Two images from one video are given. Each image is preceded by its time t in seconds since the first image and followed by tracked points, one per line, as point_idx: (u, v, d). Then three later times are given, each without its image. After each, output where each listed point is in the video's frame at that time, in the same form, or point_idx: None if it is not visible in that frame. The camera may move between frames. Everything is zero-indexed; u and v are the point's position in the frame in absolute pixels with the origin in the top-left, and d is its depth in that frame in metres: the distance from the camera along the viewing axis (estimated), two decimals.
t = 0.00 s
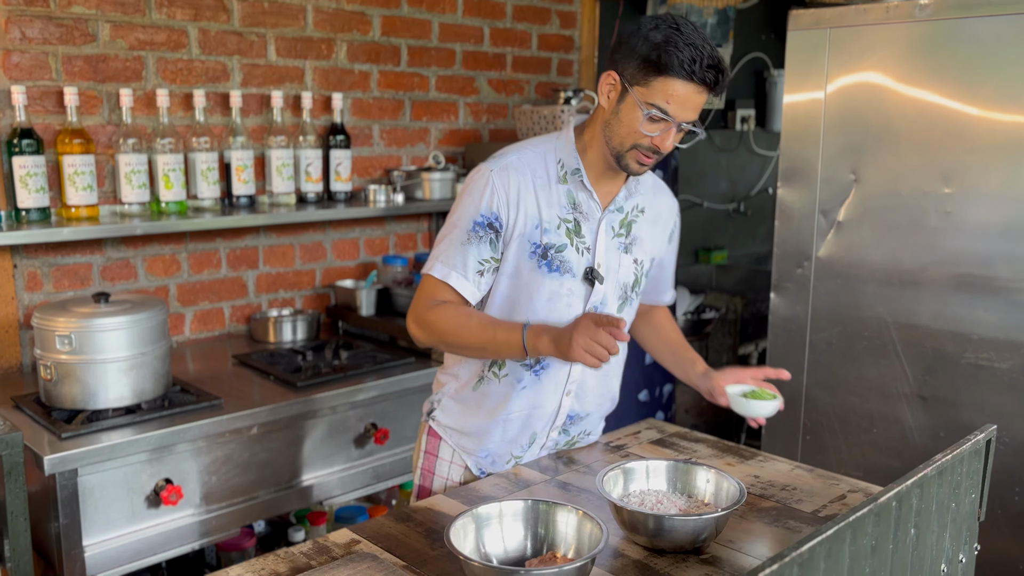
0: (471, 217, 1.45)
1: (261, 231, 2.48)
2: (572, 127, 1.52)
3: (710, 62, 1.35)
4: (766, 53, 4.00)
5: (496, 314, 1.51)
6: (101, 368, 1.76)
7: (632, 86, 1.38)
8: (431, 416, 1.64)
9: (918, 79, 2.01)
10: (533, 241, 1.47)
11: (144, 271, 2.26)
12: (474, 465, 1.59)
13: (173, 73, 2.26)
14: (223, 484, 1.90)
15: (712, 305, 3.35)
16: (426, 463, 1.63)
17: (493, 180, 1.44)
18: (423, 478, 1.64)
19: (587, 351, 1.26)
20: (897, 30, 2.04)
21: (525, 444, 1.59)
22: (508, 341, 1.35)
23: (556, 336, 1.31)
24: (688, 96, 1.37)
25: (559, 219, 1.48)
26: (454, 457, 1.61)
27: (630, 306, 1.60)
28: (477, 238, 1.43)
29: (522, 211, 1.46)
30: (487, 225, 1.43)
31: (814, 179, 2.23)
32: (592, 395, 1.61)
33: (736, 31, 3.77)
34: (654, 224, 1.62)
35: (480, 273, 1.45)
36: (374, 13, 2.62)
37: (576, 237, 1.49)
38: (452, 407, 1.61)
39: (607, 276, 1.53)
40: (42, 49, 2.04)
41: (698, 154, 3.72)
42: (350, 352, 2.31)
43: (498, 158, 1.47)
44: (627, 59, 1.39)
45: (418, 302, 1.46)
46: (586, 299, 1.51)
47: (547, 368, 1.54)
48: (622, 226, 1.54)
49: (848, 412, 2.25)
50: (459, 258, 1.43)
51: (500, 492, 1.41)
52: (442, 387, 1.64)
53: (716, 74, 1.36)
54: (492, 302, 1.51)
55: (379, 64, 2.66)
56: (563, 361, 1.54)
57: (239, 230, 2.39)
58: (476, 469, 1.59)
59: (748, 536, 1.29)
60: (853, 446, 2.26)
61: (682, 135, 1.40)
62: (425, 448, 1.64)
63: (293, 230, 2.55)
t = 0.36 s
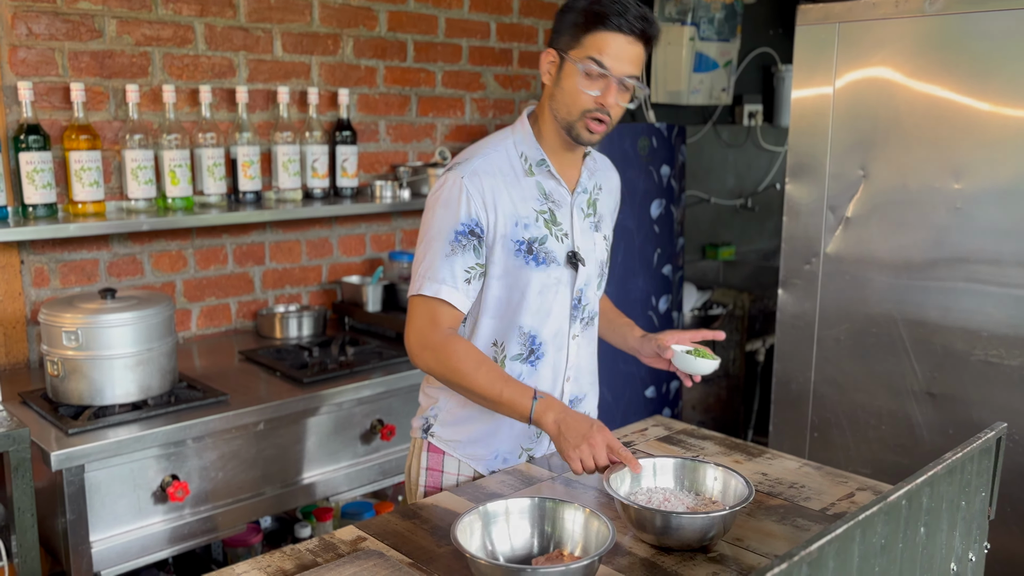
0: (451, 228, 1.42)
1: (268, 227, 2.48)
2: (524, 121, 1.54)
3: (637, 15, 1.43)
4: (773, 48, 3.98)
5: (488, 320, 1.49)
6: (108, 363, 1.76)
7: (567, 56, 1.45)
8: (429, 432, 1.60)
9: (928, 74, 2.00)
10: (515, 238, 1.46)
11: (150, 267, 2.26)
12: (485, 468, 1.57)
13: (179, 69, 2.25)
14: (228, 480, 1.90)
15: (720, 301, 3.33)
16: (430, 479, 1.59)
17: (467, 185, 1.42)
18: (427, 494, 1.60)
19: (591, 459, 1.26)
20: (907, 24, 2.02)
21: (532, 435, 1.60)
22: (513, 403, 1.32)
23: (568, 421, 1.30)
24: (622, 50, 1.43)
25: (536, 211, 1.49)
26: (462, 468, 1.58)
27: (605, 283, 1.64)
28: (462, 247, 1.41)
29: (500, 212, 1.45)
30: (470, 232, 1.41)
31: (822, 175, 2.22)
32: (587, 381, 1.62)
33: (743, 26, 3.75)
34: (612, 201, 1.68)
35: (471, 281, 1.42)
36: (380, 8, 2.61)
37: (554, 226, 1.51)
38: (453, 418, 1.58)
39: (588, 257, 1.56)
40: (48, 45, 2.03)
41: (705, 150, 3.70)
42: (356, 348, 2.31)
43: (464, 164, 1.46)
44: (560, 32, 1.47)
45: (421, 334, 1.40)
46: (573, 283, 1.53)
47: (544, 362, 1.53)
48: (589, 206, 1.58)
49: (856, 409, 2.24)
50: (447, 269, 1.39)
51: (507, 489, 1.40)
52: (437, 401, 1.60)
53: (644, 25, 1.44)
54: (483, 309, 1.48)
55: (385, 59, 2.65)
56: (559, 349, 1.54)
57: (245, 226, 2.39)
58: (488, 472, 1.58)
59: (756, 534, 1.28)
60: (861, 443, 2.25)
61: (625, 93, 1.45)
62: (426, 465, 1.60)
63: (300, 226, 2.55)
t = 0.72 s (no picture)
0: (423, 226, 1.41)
1: (274, 225, 2.47)
2: (486, 114, 1.53)
3: None
4: (782, 45, 3.95)
5: (469, 316, 1.48)
6: (114, 361, 1.75)
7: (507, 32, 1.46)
8: (418, 432, 1.59)
9: (941, 70, 1.97)
10: (486, 230, 1.45)
11: (156, 265, 2.25)
12: (476, 466, 1.55)
13: (185, 65, 2.24)
14: (233, 480, 1.89)
15: (728, 300, 3.31)
16: (420, 480, 1.58)
17: (433, 181, 1.41)
18: (419, 495, 1.59)
19: (589, 463, 1.22)
20: (919, 20, 1.99)
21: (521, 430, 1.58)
22: (513, 411, 1.30)
23: (569, 427, 1.27)
24: (561, 15, 1.43)
25: (505, 202, 1.47)
26: (451, 467, 1.56)
27: (586, 269, 1.62)
28: (435, 244, 1.39)
29: (469, 204, 1.43)
30: (442, 228, 1.40)
31: (833, 172, 2.20)
32: (574, 370, 1.59)
33: (752, 23, 3.73)
34: (587, 187, 1.65)
35: (449, 278, 1.40)
36: (387, 5, 2.59)
37: (525, 215, 1.49)
38: (439, 417, 1.56)
39: (563, 243, 1.54)
40: (54, 41, 2.02)
41: (713, 148, 3.68)
42: (363, 347, 2.29)
43: (429, 161, 1.45)
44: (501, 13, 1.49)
45: (414, 341, 1.38)
46: (550, 271, 1.51)
47: (527, 353, 1.51)
48: (562, 192, 1.56)
49: (867, 409, 2.22)
50: (421, 267, 1.38)
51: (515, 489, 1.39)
52: (423, 402, 1.59)
53: None
54: (463, 305, 1.47)
55: (392, 56, 2.63)
56: (539, 338, 1.52)
57: (251, 223, 2.37)
58: (479, 471, 1.55)
59: (768, 536, 1.26)
60: (872, 443, 2.22)
61: (569, 57, 1.44)
62: (416, 466, 1.59)
63: (306, 224, 2.53)
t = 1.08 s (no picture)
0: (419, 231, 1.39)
1: (280, 230, 2.44)
2: (488, 120, 1.50)
3: (616, 25, 1.34)
4: (792, 48, 3.91)
5: (469, 323, 1.45)
6: (117, 369, 1.72)
7: (543, 63, 1.37)
8: (426, 442, 1.57)
9: (957, 74, 1.94)
10: (485, 234, 1.42)
11: (160, 270, 2.23)
12: (484, 479, 1.52)
13: (190, 69, 2.22)
14: (238, 489, 1.86)
15: (739, 305, 3.27)
16: (428, 491, 1.56)
17: (430, 186, 1.39)
18: (427, 506, 1.57)
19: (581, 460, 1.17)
20: (935, 23, 1.96)
21: (529, 441, 1.55)
22: (507, 408, 1.27)
23: (563, 425, 1.23)
24: (600, 62, 1.35)
25: (505, 206, 1.45)
26: (460, 479, 1.53)
27: (592, 275, 1.58)
28: (431, 249, 1.37)
29: (466, 209, 1.41)
30: (438, 232, 1.38)
31: (847, 178, 2.16)
32: (581, 378, 1.56)
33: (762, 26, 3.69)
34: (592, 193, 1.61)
35: (445, 283, 1.38)
36: (394, 7, 2.57)
37: (526, 220, 1.46)
38: (448, 428, 1.54)
39: (567, 249, 1.51)
40: (58, 45, 2.00)
41: (722, 152, 3.64)
42: (370, 353, 2.26)
43: (427, 165, 1.43)
44: (533, 36, 1.37)
45: (406, 345, 1.36)
46: (553, 276, 1.48)
47: (532, 360, 1.48)
48: (565, 197, 1.53)
49: (881, 417, 2.19)
50: (418, 273, 1.36)
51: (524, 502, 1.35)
52: (432, 412, 1.57)
53: (622, 34, 1.36)
54: (463, 311, 1.45)
55: (399, 60, 2.61)
56: (544, 345, 1.49)
57: (257, 228, 2.35)
58: (488, 483, 1.52)
59: (783, 551, 1.22)
60: (886, 453, 2.19)
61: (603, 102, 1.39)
62: (425, 477, 1.57)
63: (312, 229, 2.51)
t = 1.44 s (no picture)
0: (422, 226, 1.42)
1: (286, 232, 2.43)
2: (509, 119, 1.49)
3: (638, 26, 1.35)
4: (800, 51, 3.89)
5: (471, 321, 1.47)
6: (120, 372, 1.71)
7: (565, 63, 1.38)
8: (435, 442, 1.56)
9: (969, 76, 1.91)
10: (491, 234, 1.43)
11: (165, 273, 2.22)
12: (489, 482, 1.50)
13: (196, 70, 2.21)
14: (244, 493, 1.84)
15: (747, 309, 3.23)
16: (435, 491, 1.55)
17: (437, 183, 1.41)
18: (433, 506, 1.56)
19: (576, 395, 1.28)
20: (948, 23, 1.93)
21: (535, 445, 1.52)
22: (480, 374, 1.35)
23: (537, 377, 1.33)
24: (621, 63, 1.36)
25: (516, 207, 1.44)
26: (465, 481, 1.52)
27: (610, 282, 1.54)
28: (429, 244, 1.41)
29: (472, 208, 1.42)
30: (438, 229, 1.41)
31: (858, 180, 2.14)
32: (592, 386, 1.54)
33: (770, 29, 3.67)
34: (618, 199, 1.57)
35: (437, 279, 1.42)
36: (400, 9, 2.56)
37: (537, 222, 1.45)
38: (456, 428, 1.53)
39: (580, 253, 1.48)
40: (63, 46, 1.99)
41: (731, 155, 3.62)
42: (375, 357, 2.24)
43: (441, 162, 1.44)
44: (556, 36, 1.38)
45: (387, 328, 1.44)
46: (561, 280, 1.46)
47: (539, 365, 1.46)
48: (583, 201, 1.50)
49: (893, 423, 2.16)
50: (413, 267, 1.41)
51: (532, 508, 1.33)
52: (442, 412, 1.56)
53: (645, 36, 1.36)
54: (466, 308, 1.46)
55: (406, 62, 2.59)
56: (552, 350, 1.47)
57: (262, 231, 2.34)
58: (493, 487, 1.50)
59: (796, 558, 1.20)
60: (898, 459, 2.16)
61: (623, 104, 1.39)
62: (431, 477, 1.56)
63: (318, 231, 2.50)
